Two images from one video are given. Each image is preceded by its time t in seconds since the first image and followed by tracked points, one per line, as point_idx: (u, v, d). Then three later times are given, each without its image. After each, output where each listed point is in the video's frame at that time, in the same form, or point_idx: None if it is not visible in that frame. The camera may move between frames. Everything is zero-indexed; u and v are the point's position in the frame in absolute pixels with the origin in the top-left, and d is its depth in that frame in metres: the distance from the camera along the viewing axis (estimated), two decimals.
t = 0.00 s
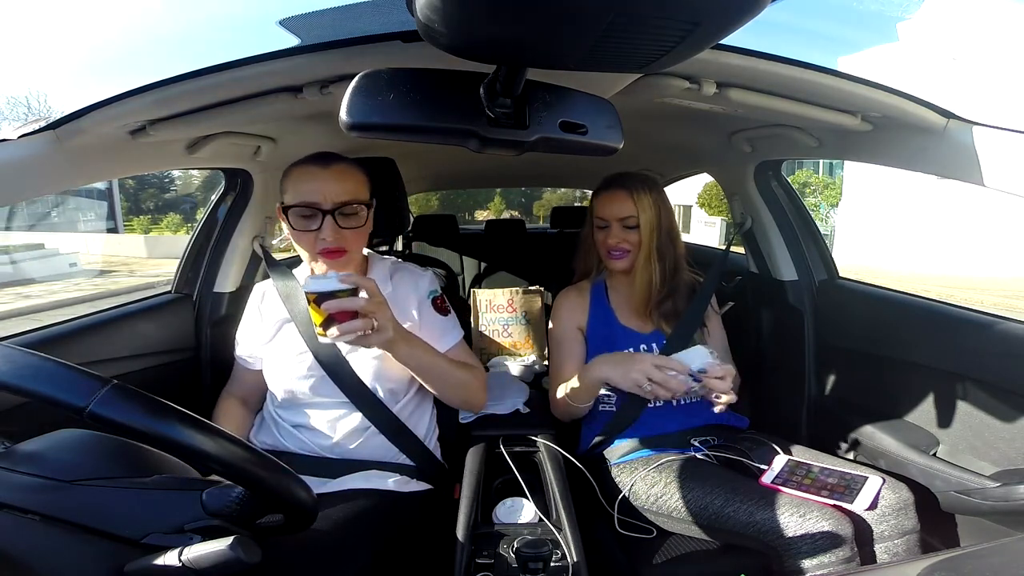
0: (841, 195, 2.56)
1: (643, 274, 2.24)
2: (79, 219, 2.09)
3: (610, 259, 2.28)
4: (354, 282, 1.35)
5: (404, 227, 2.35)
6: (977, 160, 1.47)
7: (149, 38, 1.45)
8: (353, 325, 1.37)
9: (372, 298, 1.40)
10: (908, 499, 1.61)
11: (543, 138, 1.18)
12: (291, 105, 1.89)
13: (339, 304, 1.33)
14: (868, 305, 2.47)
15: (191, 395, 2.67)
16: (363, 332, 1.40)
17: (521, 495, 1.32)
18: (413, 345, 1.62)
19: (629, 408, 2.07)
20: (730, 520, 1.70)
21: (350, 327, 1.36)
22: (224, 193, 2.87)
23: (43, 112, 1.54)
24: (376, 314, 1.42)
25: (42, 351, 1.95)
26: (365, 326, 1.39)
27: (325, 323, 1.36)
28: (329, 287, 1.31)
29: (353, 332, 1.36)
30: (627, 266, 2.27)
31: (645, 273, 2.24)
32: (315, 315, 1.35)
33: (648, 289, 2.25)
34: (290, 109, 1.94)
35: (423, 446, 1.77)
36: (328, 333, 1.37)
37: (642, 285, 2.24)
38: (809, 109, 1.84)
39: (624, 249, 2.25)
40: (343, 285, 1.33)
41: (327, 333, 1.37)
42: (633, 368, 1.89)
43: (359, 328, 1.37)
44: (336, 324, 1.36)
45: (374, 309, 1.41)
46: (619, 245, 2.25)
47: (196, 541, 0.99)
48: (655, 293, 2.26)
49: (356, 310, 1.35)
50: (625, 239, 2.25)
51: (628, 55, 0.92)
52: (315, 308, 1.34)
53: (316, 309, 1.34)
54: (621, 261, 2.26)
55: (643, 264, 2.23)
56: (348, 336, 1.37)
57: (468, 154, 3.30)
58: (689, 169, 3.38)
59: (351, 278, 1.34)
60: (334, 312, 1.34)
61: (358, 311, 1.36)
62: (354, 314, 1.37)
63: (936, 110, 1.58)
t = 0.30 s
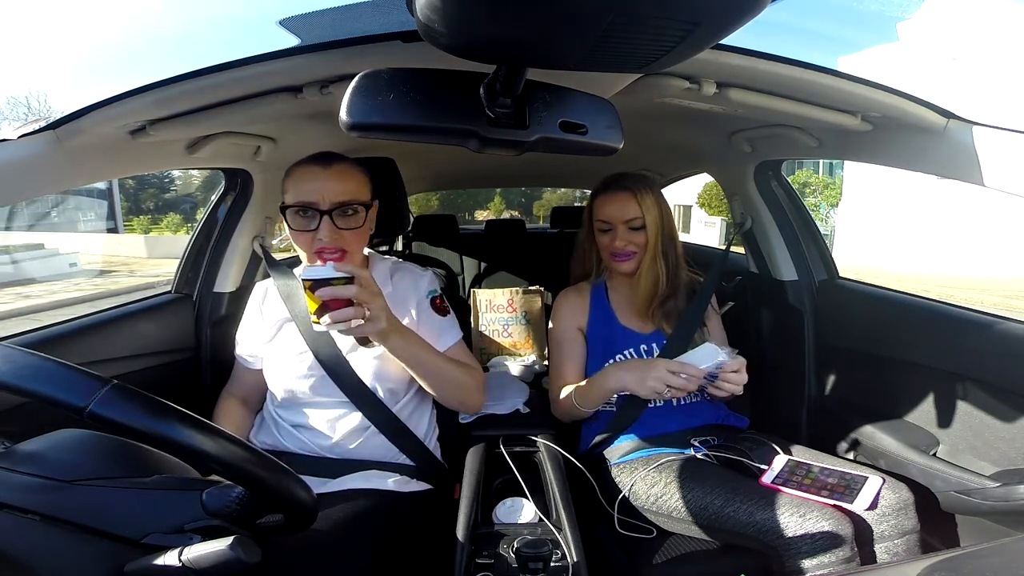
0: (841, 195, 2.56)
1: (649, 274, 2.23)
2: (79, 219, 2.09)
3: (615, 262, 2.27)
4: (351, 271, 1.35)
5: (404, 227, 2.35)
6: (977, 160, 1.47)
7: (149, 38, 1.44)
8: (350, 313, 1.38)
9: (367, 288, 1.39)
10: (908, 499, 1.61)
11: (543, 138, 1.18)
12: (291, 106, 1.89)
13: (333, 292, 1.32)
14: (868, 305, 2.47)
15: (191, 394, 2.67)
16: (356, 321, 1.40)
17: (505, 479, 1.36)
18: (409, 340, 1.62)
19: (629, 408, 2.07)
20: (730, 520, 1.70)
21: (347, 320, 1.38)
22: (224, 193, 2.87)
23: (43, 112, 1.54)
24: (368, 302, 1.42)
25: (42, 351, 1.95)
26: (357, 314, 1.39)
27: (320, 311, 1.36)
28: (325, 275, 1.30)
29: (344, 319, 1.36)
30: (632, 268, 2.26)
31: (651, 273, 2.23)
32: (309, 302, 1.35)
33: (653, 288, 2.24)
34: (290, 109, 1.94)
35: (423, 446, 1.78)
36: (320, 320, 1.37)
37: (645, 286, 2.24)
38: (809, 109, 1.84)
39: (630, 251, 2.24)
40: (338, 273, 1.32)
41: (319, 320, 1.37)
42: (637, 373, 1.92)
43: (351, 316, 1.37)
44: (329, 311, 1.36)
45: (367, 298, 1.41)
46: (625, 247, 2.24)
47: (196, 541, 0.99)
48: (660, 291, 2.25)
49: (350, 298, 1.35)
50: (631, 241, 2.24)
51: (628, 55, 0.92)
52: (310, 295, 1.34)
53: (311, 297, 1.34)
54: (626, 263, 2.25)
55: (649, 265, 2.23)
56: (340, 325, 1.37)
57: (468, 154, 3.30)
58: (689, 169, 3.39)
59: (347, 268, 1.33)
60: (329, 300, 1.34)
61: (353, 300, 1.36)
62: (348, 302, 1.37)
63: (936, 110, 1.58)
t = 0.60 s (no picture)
0: (841, 195, 2.56)
1: (650, 276, 2.23)
2: (79, 219, 2.09)
3: (616, 263, 2.26)
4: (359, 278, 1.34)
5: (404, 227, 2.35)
6: (977, 160, 1.47)
7: (148, 37, 1.44)
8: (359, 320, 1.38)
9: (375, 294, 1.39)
10: (908, 499, 1.61)
11: (543, 138, 1.18)
12: (292, 105, 1.89)
13: (342, 301, 1.32)
14: (868, 305, 2.47)
15: (191, 394, 2.67)
16: (367, 328, 1.40)
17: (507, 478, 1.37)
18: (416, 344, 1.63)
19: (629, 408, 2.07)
20: (730, 520, 1.70)
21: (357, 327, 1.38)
22: (224, 193, 2.87)
23: (43, 112, 1.54)
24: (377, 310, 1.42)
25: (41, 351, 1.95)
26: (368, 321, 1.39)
27: (329, 319, 1.36)
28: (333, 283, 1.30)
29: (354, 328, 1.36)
30: (632, 269, 2.26)
31: (651, 275, 2.24)
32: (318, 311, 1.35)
33: (654, 288, 2.25)
34: (290, 109, 1.94)
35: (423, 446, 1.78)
36: (330, 329, 1.37)
37: (646, 286, 2.24)
38: (809, 109, 1.84)
39: (632, 253, 2.24)
40: (348, 281, 1.31)
41: (329, 328, 1.37)
42: (641, 374, 1.91)
43: (363, 323, 1.37)
44: (338, 319, 1.36)
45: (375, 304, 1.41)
46: (626, 248, 2.23)
47: (197, 541, 0.99)
48: (660, 293, 2.26)
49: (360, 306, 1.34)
50: (633, 242, 2.24)
51: (629, 55, 0.92)
52: (318, 303, 1.33)
53: (320, 305, 1.34)
54: (627, 264, 2.25)
55: (650, 266, 2.23)
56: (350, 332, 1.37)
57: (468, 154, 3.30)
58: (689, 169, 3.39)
59: (355, 275, 1.32)
60: (337, 308, 1.33)
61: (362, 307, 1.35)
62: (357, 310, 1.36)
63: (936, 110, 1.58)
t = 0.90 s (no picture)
0: (841, 195, 2.56)
1: (649, 279, 2.23)
2: (79, 219, 2.09)
3: (616, 264, 2.27)
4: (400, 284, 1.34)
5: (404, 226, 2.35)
6: (977, 160, 1.47)
7: (148, 38, 1.44)
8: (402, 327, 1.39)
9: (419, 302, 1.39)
10: (908, 499, 1.61)
11: (543, 138, 1.18)
12: (292, 106, 1.89)
13: (389, 309, 1.31)
14: (868, 305, 2.47)
15: (190, 394, 2.67)
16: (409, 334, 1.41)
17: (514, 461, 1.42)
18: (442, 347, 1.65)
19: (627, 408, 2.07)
20: (729, 520, 1.70)
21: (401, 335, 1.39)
22: (224, 194, 2.87)
23: (43, 112, 1.54)
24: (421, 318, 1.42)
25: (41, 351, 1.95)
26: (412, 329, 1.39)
27: (373, 328, 1.35)
28: (378, 290, 1.29)
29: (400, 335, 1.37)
30: (632, 271, 2.27)
31: (652, 277, 2.24)
32: (361, 320, 1.34)
33: (654, 290, 2.25)
34: (290, 109, 1.94)
35: (423, 446, 1.78)
36: (374, 337, 1.36)
37: (647, 287, 2.24)
38: (808, 109, 1.84)
39: (631, 254, 2.24)
40: (390, 289, 1.30)
41: (373, 336, 1.36)
42: (639, 379, 1.91)
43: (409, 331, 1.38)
44: (383, 328, 1.35)
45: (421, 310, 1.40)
46: (626, 250, 2.24)
47: (197, 541, 0.99)
48: (659, 295, 2.26)
49: (407, 313, 1.34)
50: (633, 244, 2.24)
51: (629, 55, 0.92)
52: (362, 312, 1.31)
53: (363, 313, 1.32)
54: (626, 266, 2.25)
55: (650, 269, 2.23)
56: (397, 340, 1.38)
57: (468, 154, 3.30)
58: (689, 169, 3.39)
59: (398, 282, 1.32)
60: (383, 316, 1.32)
61: (409, 316, 1.36)
62: (403, 318, 1.35)
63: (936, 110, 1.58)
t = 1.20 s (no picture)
0: (841, 195, 2.56)
1: (652, 279, 2.24)
2: (79, 219, 2.09)
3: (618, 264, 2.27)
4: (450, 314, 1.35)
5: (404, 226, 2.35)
6: (977, 160, 1.47)
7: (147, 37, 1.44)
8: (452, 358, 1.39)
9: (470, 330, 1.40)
10: (908, 499, 1.62)
11: (544, 138, 1.18)
12: (292, 106, 1.89)
13: (441, 340, 1.32)
14: (868, 305, 2.47)
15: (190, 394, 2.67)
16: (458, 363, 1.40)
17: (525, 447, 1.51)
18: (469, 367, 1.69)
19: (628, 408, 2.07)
20: (729, 520, 1.70)
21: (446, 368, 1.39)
22: (224, 194, 2.87)
23: (43, 112, 1.53)
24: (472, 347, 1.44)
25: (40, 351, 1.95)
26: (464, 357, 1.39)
27: (422, 361, 1.33)
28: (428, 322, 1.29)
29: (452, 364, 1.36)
30: (633, 271, 2.27)
31: (652, 278, 2.24)
32: (411, 352, 1.32)
33: (656, 290, 2.25)
34: (290, 109, 1.94)
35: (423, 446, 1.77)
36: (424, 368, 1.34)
37: (647, 288, 2.25)
38: (809, 109, 1.84)
39: (634, 255, 2.25)
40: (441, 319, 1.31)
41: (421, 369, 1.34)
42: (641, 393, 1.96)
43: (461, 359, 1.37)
44: (434, 360, 1.34)
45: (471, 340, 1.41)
46: (630, 250, 2.24)
47: (197, 541, 0.98)
48: (662, 295, 2.26)
49: (458, 343, 1.35)
50: (636, 244, 2.25)
51: (629, 55, 0.92)
52: (412, 344, 1.30)
53: (414, 347, 1.31)
54: (628, 266, 2.26)
55: (653, 269, 2.24)
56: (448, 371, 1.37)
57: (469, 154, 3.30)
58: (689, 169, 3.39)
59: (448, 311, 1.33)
60: (435, 347, 1.32)
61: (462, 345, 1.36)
62: (454, 348, 1.36)
63: (937, 110, 1.58)
